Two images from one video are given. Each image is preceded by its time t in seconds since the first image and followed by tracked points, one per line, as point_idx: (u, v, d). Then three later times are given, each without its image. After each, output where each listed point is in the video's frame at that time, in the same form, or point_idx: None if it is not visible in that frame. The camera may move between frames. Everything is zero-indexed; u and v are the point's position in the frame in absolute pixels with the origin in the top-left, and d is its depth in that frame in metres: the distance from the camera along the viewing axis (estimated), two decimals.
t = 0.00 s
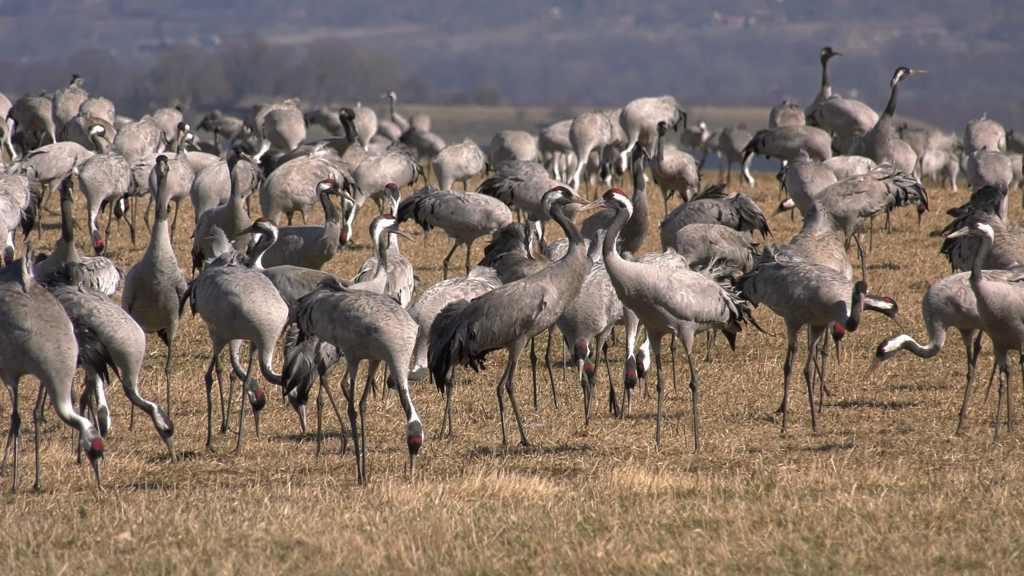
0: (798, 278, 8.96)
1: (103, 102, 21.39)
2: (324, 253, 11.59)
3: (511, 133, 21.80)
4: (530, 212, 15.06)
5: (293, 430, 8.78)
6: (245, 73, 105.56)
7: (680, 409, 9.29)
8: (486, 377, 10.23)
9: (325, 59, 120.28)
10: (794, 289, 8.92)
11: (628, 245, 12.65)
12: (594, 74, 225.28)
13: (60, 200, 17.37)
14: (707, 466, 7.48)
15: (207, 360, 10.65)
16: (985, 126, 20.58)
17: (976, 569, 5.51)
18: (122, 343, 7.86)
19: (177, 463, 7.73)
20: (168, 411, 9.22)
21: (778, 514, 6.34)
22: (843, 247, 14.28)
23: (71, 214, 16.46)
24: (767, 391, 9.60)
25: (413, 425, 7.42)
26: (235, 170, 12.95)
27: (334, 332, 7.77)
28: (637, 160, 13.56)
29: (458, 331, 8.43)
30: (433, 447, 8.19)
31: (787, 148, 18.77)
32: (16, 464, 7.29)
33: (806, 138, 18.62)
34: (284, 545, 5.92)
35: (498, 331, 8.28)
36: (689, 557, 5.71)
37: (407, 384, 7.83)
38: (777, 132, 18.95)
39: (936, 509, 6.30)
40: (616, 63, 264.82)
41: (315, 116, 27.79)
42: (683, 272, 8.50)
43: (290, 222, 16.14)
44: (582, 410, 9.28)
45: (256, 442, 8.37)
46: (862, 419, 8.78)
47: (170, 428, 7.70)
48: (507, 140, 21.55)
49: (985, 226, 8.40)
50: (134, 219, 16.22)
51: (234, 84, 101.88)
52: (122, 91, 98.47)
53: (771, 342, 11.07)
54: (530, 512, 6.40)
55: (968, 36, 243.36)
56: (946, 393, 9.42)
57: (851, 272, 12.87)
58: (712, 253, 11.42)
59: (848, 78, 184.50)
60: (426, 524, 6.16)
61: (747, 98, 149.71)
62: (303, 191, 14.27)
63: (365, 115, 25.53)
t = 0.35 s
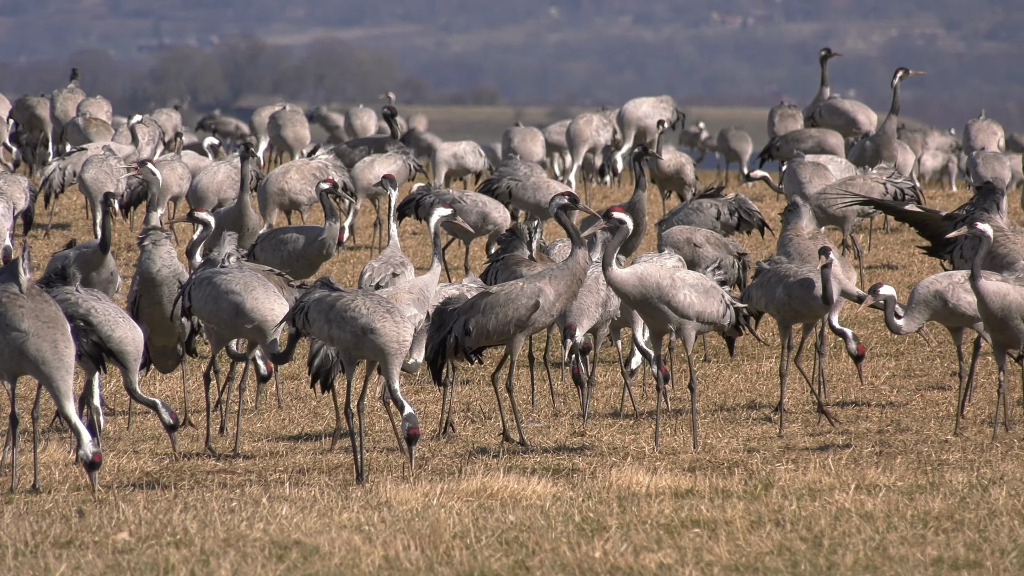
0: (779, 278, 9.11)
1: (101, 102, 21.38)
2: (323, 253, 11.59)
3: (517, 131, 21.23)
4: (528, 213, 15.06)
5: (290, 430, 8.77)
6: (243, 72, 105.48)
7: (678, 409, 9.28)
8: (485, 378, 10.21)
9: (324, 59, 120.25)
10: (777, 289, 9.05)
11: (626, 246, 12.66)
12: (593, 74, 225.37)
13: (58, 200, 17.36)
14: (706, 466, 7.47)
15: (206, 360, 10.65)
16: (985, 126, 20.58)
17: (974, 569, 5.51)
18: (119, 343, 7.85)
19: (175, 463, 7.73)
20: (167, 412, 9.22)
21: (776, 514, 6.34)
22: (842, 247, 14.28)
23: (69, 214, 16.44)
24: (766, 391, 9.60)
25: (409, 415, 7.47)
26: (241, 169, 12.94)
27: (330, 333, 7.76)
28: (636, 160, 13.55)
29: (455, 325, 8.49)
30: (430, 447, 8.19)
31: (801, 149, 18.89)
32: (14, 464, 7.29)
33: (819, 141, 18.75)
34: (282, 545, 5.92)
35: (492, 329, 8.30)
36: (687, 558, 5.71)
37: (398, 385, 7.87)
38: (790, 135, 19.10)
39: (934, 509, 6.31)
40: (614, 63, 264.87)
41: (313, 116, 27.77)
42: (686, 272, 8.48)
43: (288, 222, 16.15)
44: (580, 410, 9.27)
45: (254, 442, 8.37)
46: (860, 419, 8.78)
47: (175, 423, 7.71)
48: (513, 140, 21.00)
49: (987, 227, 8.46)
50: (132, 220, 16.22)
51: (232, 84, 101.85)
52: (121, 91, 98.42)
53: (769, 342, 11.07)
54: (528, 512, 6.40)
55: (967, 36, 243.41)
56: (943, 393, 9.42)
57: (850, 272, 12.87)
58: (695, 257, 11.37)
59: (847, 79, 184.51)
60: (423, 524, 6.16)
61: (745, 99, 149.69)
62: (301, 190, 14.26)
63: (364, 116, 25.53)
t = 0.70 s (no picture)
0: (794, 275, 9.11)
1: (98, 102, 21.34)
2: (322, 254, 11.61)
3: (518, 132, 20.91)
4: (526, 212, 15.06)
5: (288, 430, 8.77)
6: (242, 72, 105.46)
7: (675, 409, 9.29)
8: (483, 377, 10.21)
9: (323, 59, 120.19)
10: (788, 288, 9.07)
11: (624, 246, 12.67)
12: (592, 74, 225.31)
13: (56, 200, 17.34)
14: (704, 466, 7.48)
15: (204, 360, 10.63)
16: (985, 126, 20.59)
17: (972, 569, 5.51)
18: (119, 346, 7.83)
19: (173, 463, 7.73)
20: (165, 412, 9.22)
21: (773, 514, 6.34)
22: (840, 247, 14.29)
23: (67, 214, 16.43)
24: (764, 391, 9.60)
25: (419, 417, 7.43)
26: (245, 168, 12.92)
27: (327, 334, 7.76)
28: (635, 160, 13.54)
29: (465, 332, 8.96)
30: (428, 448, 8.19)
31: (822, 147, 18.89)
32: (12, 464, 7.29)
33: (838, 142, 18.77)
34: (280, 545, 5.92)
35: (490, 332, 8.59)
36: (685, 558, 5.71)
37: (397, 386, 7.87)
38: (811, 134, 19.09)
39: (932, 509, 6.31)
40: (613, 63, 264.86)
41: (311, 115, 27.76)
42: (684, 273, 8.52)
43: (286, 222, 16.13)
44: (578, 410, 9.27)
45: (252, 442, 8.36)
46: (857, 419, 8.78)
47: (178, 433, 7.68)
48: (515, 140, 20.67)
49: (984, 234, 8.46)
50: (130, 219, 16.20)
51: (231, 84, 101.82)
52: (119, 91, 98.32)
53: (768, 342, 11.08)
54: (525, 511, 6.40)
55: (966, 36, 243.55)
56: (941, 393, 9.42)
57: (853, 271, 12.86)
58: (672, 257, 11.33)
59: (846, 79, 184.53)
60: (422, 524, 6.16)
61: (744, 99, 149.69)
62: (300, 191, 14.27)
63: (364, 116, 25.49)
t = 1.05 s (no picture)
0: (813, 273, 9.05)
1: (96, 102, 21.26)
2: (319, 254, 11.60)
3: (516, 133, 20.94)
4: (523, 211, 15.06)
5: (286, 430, 8.77)
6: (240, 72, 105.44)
7: (673, 409, 9.29)
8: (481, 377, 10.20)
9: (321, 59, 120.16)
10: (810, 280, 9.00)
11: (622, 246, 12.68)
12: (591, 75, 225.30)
13: (54, 200, 17.32)
14: (701, 466, 7.48)
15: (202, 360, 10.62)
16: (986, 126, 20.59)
17: (971, 569, 5.51)
18: (119, 345, 7.84)
19: (171, 463, 7.73)
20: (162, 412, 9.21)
21: (771, 514, 6.34)
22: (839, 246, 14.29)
23: (65, 214, 16.41)
24: (761, 391, 9.61)
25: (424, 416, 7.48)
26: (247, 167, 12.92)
27: (328, 334, 7.76)
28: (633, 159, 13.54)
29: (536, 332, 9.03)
30: (425, 448, 8.19)
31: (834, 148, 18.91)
32: (11, 464, 7.28)
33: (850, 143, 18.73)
34: (278, 545, 5.92)
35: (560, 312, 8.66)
36: (683, 558, 5.71)
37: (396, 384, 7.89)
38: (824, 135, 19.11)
39: (931, 509, 6.31)
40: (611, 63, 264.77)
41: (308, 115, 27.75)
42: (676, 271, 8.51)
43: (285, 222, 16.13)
44: (576, 410, 9.28)
45: (249, 442, 8.36)
46: (855, 419, 8.78)
47: (180, 428, 7.81)
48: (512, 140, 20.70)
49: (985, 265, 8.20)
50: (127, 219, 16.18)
51: (229, 85, 101.79)
52: (117, 90, 98.27)
53: (765, 341, 11.09)
54: (523, 512, 6.40)
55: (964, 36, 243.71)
56: (938, 393, 9.42)
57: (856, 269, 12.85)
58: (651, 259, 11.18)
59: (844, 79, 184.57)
60: (420, 524, 6.16)
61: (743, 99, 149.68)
62: (297, 191, 14.27)
63: (363, 116, 25.45)
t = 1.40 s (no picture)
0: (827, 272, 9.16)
1: (93, 102, 21.16)
2: (319, 254, 11.61)
3: (514, 133, 20.94)
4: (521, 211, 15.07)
5: (284, 430, 8.77)
6: (238, 72, 105.33)
7: (672, 410, 9.29)
8: (479, 377, 10.19)
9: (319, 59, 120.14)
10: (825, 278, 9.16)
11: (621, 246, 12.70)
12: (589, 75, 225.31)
13: (51, 200, 17.31)
14: (699, 466, 7.48)
15: (200, 360, 10.62)
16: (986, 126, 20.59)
17: (969, 569, 5.51)
18: (118, 345, 7.84)
19: (169, 463, 7.72)
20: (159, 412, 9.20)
21: (769, 514, 6.34)
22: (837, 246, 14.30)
23: (62, 214, 16.40)
24: (760, 391, 9.60)
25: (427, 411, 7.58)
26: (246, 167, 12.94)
27: (327, 334, 7.76)
28: (632, 160, 13.58)
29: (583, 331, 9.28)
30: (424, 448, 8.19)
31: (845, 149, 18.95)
32: (9, 464, 7.28)
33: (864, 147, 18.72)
34: (276, 545, 5.92)
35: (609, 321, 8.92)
36: (681, 558, 5.71)
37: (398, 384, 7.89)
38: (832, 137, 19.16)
39: (929, 509, 6.31)
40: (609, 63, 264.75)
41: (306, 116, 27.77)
42: (669, 271, 8.33)
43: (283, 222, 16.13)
44: (574, 411, 9.28)
45: (247, 442, 8.35)
46: (854, 419, 8.79)
47: (180, 436, 7.75)
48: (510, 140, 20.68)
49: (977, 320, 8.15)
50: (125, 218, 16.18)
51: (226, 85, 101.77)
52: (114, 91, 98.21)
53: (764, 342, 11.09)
54: (522, 511, 6.40)
55: (962, 36, 243.84)
56: (936, 394, 9.42)
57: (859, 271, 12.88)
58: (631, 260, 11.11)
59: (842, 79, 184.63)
60: (418, 524, 6.16)
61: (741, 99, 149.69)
62: (295, 191, 14.26)
63: (363, 116, 25.45)
